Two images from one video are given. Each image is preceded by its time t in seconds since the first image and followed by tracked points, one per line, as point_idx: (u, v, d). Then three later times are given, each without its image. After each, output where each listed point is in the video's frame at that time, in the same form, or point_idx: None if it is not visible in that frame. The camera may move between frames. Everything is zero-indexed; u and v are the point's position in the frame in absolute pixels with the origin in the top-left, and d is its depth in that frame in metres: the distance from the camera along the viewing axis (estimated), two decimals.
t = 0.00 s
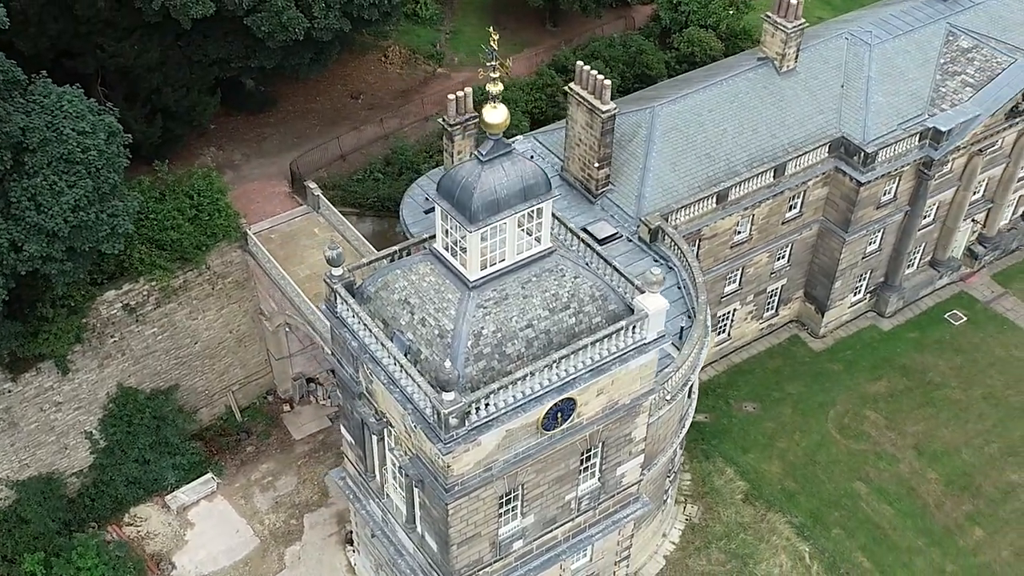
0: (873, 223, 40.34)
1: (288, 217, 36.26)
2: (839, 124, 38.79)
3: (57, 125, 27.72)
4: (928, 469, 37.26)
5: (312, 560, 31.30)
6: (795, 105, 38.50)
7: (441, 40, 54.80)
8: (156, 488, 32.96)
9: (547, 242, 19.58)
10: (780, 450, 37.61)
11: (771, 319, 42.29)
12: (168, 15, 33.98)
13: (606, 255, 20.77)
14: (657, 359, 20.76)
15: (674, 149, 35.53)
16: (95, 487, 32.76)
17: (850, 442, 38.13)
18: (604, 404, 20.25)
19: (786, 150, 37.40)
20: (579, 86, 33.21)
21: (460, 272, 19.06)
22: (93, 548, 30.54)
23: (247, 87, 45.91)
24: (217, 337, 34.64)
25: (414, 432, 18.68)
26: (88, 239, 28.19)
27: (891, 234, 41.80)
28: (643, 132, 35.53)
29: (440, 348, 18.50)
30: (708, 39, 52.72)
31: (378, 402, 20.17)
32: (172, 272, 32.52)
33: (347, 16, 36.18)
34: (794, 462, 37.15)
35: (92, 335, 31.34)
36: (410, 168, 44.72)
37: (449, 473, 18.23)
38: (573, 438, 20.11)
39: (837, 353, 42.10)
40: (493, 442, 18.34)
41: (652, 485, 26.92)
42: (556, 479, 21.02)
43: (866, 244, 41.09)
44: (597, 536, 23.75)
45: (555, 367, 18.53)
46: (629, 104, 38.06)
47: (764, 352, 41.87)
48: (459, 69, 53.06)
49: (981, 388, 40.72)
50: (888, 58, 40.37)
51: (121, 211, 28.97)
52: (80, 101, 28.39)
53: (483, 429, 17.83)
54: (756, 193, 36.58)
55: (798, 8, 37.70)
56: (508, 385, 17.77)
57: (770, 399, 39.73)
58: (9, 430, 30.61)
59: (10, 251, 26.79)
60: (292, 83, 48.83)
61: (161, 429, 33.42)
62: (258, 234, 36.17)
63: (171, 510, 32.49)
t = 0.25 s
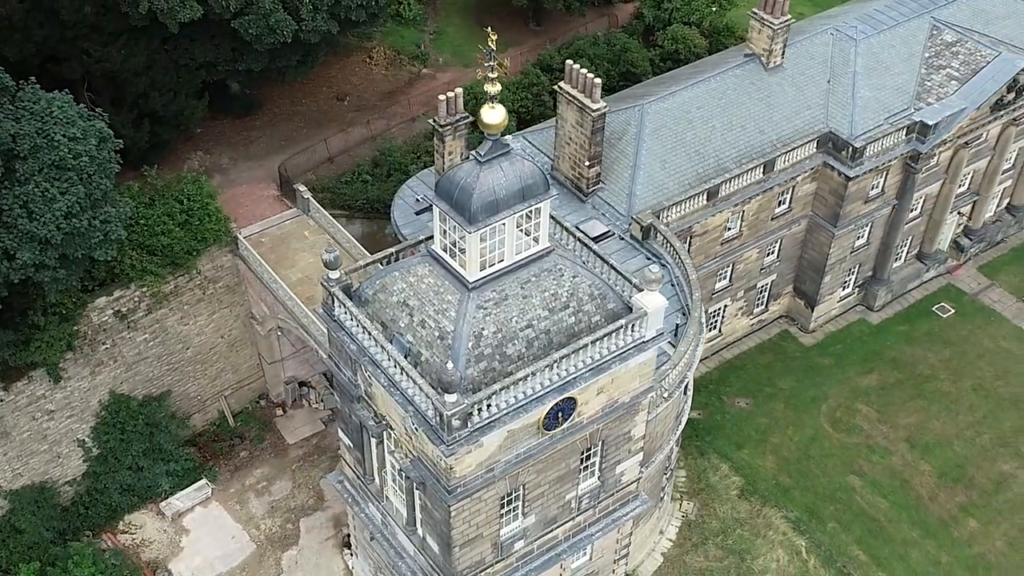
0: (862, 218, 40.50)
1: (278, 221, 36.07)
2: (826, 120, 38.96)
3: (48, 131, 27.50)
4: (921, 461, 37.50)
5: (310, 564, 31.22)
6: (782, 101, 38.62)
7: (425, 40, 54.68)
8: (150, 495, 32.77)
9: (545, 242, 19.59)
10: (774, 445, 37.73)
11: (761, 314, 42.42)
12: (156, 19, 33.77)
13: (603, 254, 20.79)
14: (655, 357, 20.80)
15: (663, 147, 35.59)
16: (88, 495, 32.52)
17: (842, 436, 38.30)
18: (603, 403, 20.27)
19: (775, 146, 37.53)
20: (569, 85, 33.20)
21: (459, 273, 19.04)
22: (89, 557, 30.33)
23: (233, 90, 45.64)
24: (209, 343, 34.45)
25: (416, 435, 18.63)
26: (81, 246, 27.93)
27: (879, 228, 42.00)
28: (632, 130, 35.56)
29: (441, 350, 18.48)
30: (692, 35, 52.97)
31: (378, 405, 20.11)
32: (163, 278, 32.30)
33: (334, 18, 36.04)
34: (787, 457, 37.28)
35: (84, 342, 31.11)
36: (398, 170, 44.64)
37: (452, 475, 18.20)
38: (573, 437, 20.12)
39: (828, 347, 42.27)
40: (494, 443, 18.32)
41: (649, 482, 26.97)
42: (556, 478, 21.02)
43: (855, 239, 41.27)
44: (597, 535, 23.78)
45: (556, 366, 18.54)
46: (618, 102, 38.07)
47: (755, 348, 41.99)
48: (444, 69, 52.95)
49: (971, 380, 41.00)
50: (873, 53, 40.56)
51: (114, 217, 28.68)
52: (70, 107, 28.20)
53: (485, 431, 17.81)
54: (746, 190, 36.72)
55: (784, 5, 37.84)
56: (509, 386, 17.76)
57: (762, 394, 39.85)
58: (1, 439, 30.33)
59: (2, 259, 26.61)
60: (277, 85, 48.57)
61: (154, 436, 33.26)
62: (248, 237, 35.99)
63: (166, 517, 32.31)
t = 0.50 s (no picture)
0: (850, 212, 40.68)
1: (267, 225, 35.87)
2: (812, 116, 39.13)
3: (38, 138, 27.30)
4: (912, 454, 37.73)
5: (307, 569, 31.13)
6: (769, 97, 38.75)
7: (408, 42, 54.57)
8: (143, 502, 32.58)
9: (542, 242, 19.62)
10: (767, 440, 37.87)
11: (750, 310, 42.57)
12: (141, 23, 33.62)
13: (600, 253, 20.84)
14: (653, 355, 20.85)
15: (652, 145, 35.66)
16: (81, 504, 32.29)
17: (834, 430, 38.48)
18: (603, 402, 20.30)
19: (762, 143, 37.68)
20: (558, 84, 33.19)
21: (458, 275, 19.05)
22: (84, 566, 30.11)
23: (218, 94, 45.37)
24: (200, 348, 34.26)
25: (417, 437, 18.59)
26: (74, 253, 27.72)
27: (866, 222, 42.22)
28: (621, 129, 35.60)
29: (441, 352, 18.47)
30: (676, 34, 53.40)
31: (377, 408, 20.07)
32: (153, 284, 32.14)
33: (321, 20, 35.91)
34: (780, 452, 37.42)
35: (75, 350, 30.90)
36: (386, 172, 44.54)
37: (454, 477, 18.17)
38: (574, 437, 20.13)
39: (817, 341, 42.46)
40: (496, 444, 18.31)
41: (646, 480, 27.02)
42: (556, 478, 21.02)
43: (843, 234, 41.47)
44: (596, 534, 23.81)
45: (556, 366, 18.54)
46: (605, 101, 38.10)
47: (745, 344, 42.13)
48: (428, 70, 52.87)
49: (960, 372, 41.27)
50: (858, 48, 40.77)
51: (107, 224, 28.50)
52: (59, 113, 27.97)
53: (487, 432, 17.79)
54: (734, 187, 36.88)
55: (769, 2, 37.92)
56: (510, 386, 17.75)
57: (754, 390, 39.99)
58: None
59: None
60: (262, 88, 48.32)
61: (147, 443, 33.10)
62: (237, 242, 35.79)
63: (160, 525, 32.14)
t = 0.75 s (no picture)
0: (836, 207, 40.87)
1: (255, 230, 35.66)
2: (798, 112, 39.31)
3: (26, 146, 27.07)
4: (903, 446, 37.99)
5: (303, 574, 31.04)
6: (754, 93, 38.89)
7: (390, 43, 54.42)
8: (136, 511, 32.40)
9: (539, 242, 19.69)
10: (759, 436, 38.02)
11: (739, 306, 42.74)
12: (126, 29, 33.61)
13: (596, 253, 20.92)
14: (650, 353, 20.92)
15: (640, 143, 35.73)
16: (74, 514, 32.07)
17: (825, 424, 38.68)
18: (601, 401, 20.34)
19: (749, 139, 37.85)
20: (545, 84, 33.20)
21: (455, 277, 19.08)
22: None
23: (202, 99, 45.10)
24: (190, 354, 34.07)
25: (417, 440, 18.56)
26: (65, 261, 27.53)
27: (851, 217, 42.45)
28: (608, 127, 35.63)
29: (440, 354, 18.49)
30: (656, 31, 53.37)
31: (375, 411, 20.02)
32: (142, 290, 31.91)
33: (306, 23, 35.75)
34: (772, 447, 37.58)
35: (65, 359, 30.66)
36: (372, 174, 44.43)
37: (455, 479, 18.15)
38: (572, 437, 20.15)
39: (805, 336, 42.67)
40: (496, 445, 18.29)
41: (642, 478, 27.08)
42: (555, 478, 21.04)
43: (829, 228, 41.67)
44: (594, 533, 23.86)
45: (555, 366, 18.57)
46: (591, 100, 38.12)
47: (734, 340, 42.27)
48: (411, 72, 52.76)
49: (948, 364, 41.57)
50: (841, 43, 40.97)
51: (97, 231, 28.27)
52: (47, 120, 27.77)
53: (488, 433, 17.78)
54: (722, 183, 37.07)
55: None
56: (510, 387, 17.74)
57: (744, 385, 40.14)
58: None
59: None
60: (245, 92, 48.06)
61: (138, 451, 32.87)
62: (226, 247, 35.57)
63: (153, 533, 31.98)
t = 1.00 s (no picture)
0: (822, 202, 41.06)
1: (242, 234, 35.44)
2: (782, 107, 39.52)
3: (15, 154, 26.85)
4: (893, 438, 38.25)
5: None
6: (739, 90, 39.02)
7: (371, 44, 54.27)
8: (128, 519, 32.21)
9: (534, 242, 19.74)
10: (750, 431, 38.16)
11: (726, 302, 42.89)
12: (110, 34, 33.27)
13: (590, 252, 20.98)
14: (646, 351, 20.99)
15: (627, 141, 35.79)
16: (65, 524, 31.83)
17: (815, 418, 38.88)
18: (598, 401, 20.38)
19: (735, 136, 38.02)
20: (532, 84, 33.20)
21: (452, 278, 19.10)
22: None
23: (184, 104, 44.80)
24: (180, 361, 33.87)
25: (416, 443, 18.53)
26: (56, 270, 27.41)
27: (837, 211, 42.66)
28: (595, 126, 35.64)
29: (438, 356, 18.50)
30: (637, 29, 53.49)
31: (372, 414, 19.96)
32: (131, 297, 31.71)
33: (290, 26, 35.57)
34: (764, 442, 37.73)
35: (54, 368, 30.43)
36: (358, 177, 44.30)
37: (455, 481, 18.13)
38: (570, 436, 20.18)
39: (793, 331, 42.88)
40: (496, 446, 18.29)
41: (637, 476, 27.13)
42: (554, 478, 21.06)
43: (815, 223, 41.88)
44: (592, 532, 23.90)
45: (552, 366, 18.59)
46: (577, 99, 38.13)
47: (722, 336, 42.41)
48: (393, 73, 52.61)
49: (935, 356, 41.88)
50: (823, 39, 41.16)
51: (88, 238, 28.18)
52: (35, 127, 27.57)
53: (487, 435, 17.77)
54: (710, 180, 37.24)
55: None
56: (509, 388, 17.74)
57: (733, 381, 40.29)
58: None
59: None
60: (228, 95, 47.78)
61: (129, 459, 32.64)
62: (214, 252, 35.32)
63: (146, 541, 31.82)
